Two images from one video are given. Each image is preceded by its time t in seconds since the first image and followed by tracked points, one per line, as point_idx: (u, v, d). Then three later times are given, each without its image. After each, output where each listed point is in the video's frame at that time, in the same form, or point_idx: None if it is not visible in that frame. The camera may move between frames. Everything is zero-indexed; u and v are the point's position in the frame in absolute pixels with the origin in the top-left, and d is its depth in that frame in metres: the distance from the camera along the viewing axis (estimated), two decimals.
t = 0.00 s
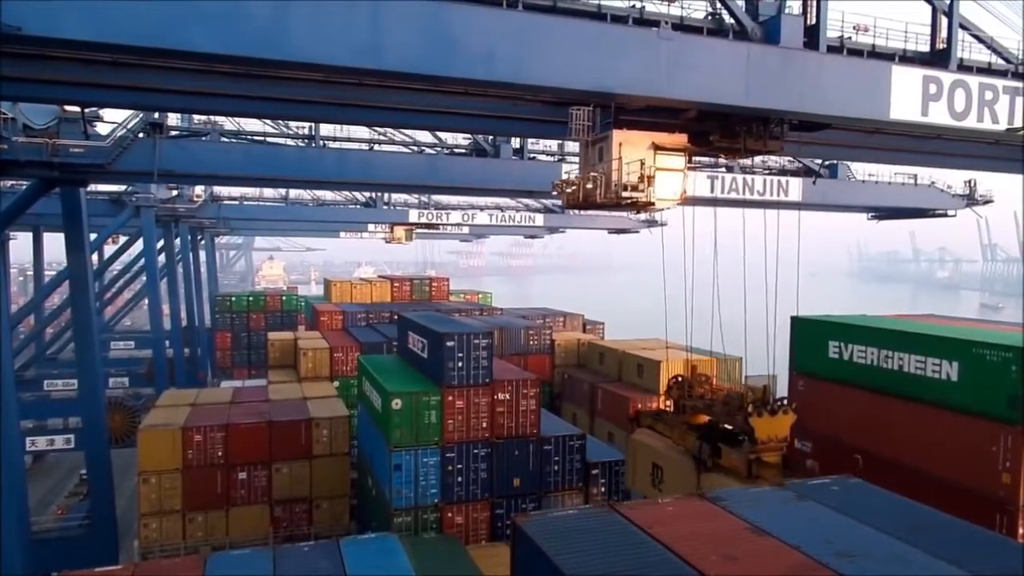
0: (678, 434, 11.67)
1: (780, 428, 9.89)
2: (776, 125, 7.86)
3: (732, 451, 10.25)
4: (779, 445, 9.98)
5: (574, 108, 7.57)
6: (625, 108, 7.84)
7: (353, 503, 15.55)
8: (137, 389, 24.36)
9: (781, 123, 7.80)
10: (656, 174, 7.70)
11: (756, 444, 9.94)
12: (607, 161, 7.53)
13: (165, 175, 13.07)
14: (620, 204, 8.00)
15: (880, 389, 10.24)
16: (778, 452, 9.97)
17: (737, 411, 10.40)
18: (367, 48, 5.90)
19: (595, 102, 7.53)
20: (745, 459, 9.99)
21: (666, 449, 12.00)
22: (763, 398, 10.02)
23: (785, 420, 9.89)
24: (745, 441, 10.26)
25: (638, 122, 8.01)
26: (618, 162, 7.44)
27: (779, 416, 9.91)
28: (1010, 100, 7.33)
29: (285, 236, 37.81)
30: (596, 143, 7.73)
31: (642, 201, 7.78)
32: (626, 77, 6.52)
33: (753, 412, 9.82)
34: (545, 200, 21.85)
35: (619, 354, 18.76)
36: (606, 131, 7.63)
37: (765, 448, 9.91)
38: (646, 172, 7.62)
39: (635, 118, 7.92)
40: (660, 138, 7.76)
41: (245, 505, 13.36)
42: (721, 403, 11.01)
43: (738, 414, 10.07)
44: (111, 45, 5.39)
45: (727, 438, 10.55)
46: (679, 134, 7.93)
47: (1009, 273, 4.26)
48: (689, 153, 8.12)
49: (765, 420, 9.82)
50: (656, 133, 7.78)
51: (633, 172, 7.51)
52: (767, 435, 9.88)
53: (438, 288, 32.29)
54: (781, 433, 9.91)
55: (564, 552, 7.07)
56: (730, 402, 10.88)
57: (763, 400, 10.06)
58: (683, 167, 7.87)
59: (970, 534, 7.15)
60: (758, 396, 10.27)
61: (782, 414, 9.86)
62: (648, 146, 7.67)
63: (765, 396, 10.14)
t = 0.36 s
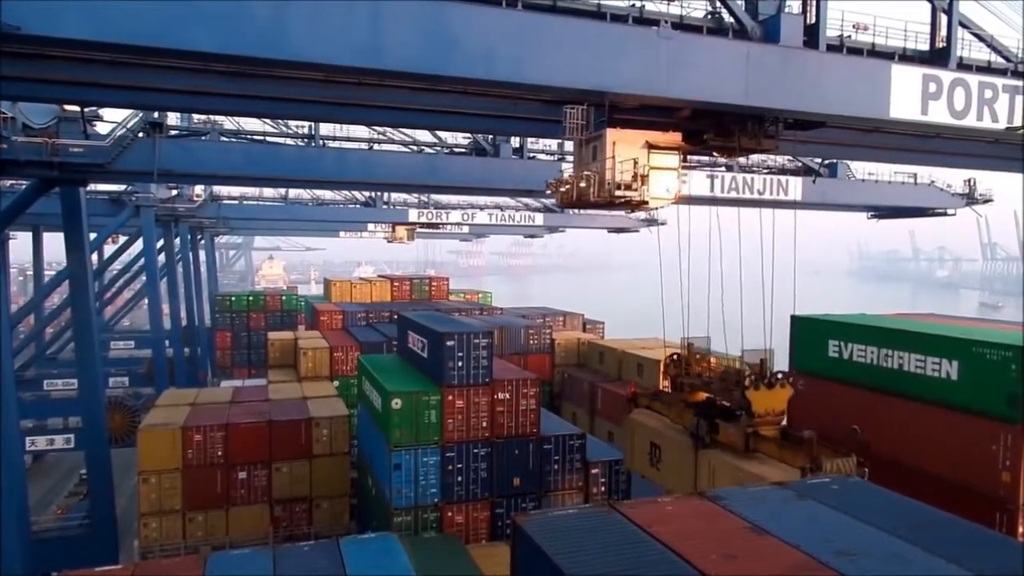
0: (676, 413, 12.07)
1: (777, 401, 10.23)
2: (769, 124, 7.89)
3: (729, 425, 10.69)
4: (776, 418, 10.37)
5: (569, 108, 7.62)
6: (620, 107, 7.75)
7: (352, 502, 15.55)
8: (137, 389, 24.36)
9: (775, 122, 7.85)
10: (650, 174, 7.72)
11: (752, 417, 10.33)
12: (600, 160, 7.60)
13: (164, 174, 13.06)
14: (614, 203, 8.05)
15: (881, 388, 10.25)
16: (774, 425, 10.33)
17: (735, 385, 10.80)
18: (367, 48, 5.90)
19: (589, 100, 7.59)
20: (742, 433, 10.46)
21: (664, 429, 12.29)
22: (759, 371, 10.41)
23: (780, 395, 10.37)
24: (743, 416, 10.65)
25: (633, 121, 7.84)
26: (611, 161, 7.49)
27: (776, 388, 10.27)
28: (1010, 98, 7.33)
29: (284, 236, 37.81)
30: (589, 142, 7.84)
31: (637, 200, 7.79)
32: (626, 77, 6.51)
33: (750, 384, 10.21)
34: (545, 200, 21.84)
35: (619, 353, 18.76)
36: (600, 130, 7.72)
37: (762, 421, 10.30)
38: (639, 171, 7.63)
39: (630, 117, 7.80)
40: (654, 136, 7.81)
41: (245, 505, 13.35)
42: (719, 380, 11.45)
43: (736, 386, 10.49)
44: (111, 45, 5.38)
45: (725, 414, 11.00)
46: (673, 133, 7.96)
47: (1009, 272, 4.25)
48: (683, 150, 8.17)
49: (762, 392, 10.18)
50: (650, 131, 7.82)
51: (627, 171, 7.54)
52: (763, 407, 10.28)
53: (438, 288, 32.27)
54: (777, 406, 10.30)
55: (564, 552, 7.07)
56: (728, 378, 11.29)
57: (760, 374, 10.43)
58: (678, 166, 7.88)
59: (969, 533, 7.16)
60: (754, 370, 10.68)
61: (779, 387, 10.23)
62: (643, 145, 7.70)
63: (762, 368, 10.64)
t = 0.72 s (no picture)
0: (674, 392, 13.14)
1: (773, 376, 11.33)
2: (761, 123, 7.79)
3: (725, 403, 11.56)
4: (770, 394, 11.39)
5: (558, 107, 7.53)
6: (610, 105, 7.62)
7: (353, 502, 15.55)
8: (137, 389, 24.36)
9: (767, 121, 7.75)
10: (639, 172, 7.79)
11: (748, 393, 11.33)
12: (590, 159, 7.62)
13: (164, 174, 13.06)
14: (603, 202, 8.14)
15: (880, 387, 10.27)
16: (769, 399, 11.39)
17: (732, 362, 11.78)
18: (367, 48, 5.90)
19: (579, 100, 7.54)
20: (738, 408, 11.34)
21: (659, 408, 13.68)
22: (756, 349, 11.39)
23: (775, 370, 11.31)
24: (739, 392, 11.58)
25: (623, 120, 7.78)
26: (601, 160, 7.54)
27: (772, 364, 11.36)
28: (1009, 97, 7.33)
29: (284, 236, 37.79)
30: (579, 141, 7.83)
31: (625, 199, 7.93)
32: (626, 77, 6.52)
33: (745, 360, 11.25)
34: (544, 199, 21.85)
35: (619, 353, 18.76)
36: (590, 128, 7.66)
37: (758, 397, 11.31)
38: (628, 170, 7.69)
39: (620, 116, 7.73)
40: (644, 135, 7.83)
41: (245, 505, 13.35)
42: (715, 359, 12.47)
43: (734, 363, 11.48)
44: (111, 45, 5.38)
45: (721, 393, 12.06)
46: (663, 132, 8.00)
47: (1008, 271, 4.24)
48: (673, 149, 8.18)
49: (757, 368, 11.26)
50: (640, 130, 7.85)
51: (617, 169, 7.59)
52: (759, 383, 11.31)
53: (438, 288, 32.26)
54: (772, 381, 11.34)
55: (564, 551, 7.07)
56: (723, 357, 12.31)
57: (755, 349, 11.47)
58: (667, 165, 7.97)
59: (969, 532, 7.17)
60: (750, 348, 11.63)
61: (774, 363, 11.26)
62: (632, 144, 7.75)
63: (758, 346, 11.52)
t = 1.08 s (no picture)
0: (666, 370, 12.44)
1: (766, 351, 10.92)
2: (750, 123, 7.74)
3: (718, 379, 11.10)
4: (764, 369, 11.00)
5: (545, 106, 7.49)
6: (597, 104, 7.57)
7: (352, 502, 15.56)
8: (136, 388, 24.37)
9: (756, 120, 7.72)
10: (627, 172, 7.79)
11: (741, 368, 10.89)
12: (576, 158, 7.69)
13: (164, 173, 13.07)
14: (592, 202, 8.16)
15: (880, 387, 10.28)
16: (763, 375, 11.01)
17: (723, 337, 11.35)
18: (368, 48, 5.90)
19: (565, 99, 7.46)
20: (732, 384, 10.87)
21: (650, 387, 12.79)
22: (749, 322, 10.99)
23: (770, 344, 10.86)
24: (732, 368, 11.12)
25: (609, 118, 7.72)
26: (587, 159, 7.60)
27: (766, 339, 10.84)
28: (1008, 98, 7.33)
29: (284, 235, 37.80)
30: (566, 140, 7.86)
31: (612, 198, 7.91)
32: (626, 76, 6.52)
33: (738, 335, 10.79)
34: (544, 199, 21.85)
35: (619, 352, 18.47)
36: (577, 128, 7.69)
37: (751, 372, 10.90)
38: (614, 169, 7.71)
39: (608, 115, 7.68)
40: (631, 135, 7.86)
41: (244, 504, 13.35)
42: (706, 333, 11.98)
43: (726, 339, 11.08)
44: (111, 44, 5.38)
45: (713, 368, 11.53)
46: (651, 131, 7.97)
47: (1007, 271, 4.24)
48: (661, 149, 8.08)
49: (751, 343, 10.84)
50: (628, 130, 7.85)
51: (603, 168, 7.63)
52: (752, 357, 10.89)
53: (438, 287, 32.27)
54: (765, 356, 10.94)
55: (563, 551, 7.08)
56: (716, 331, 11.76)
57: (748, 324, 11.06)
58: (656, 164, 7.94)
59: (969, 532, 7.17)
60: (744, 322, 11.18)
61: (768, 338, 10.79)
62: (620, 143, 7.78)
63: (750, 319, 11.11)
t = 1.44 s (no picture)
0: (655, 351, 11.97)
1: (754, 328, 10.51)
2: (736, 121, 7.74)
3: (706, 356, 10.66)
4: (752, 346, 10.55)
5: (529, 105, 7.48)
6: (581, 103, 7.64)
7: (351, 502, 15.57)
8: (135, 388, 24.35)
9: (743, 119, 7.73)
10: (611, 171, 7.71)
11: (729, 345, 10.43)
12: (560, 157, 7.62)
13: (163, 173, 13.06)
14: (576, 201, 8.08)
15: (878, 387, 10.28)
16: (752, 352, 10.55)
17: (710, 314, 10.87)
18: (368, 48, 5.91)
19: (549, 98, 7.39)
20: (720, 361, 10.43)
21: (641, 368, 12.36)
22: (734, 298, 10.56)
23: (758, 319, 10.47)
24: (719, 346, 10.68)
25: (592, 117, 7.75)
26: (570, 158, 7.53)
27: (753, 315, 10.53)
28: (1007, 99, 7.34)
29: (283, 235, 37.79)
30: (552, 139, 7.79)
31: (596, 198, 7.81)
32: (625, 77, 6.52)
33: (726, 312, 10.34)
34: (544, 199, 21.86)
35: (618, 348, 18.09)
36: (562, 127, 7.62)
37: (740, 349, 10.43)
38: (598, 169, 7.63)
39: (592, 114, 7.70)
40: (616, 134, 7.79)
41: (243, 504, 13.35)
42: (696, 312, 11.45)
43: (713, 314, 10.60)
44: (111, 43, 5.38)
45: (702, 346, 11.20)
46: (636, 130, 7.91)
47: (1007, 272, 4.25)
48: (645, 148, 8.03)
49: (738, 319, 10.40)
50: (613, 129, 7.79)
51: (586, 167, 7.56)
52: (740, 335, 10.44)
53: (436, 287, 32.27)
54: (752, 332, 10.51)
55: (562, 551, 7.08)
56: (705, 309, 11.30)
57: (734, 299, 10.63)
58: (640, 164, 7.85)
59: (968, 532, 7.17)
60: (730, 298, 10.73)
61: (756, 313, 10.46)
62: (604, 142, 7.71)
63: (738, 295, 10.67)
